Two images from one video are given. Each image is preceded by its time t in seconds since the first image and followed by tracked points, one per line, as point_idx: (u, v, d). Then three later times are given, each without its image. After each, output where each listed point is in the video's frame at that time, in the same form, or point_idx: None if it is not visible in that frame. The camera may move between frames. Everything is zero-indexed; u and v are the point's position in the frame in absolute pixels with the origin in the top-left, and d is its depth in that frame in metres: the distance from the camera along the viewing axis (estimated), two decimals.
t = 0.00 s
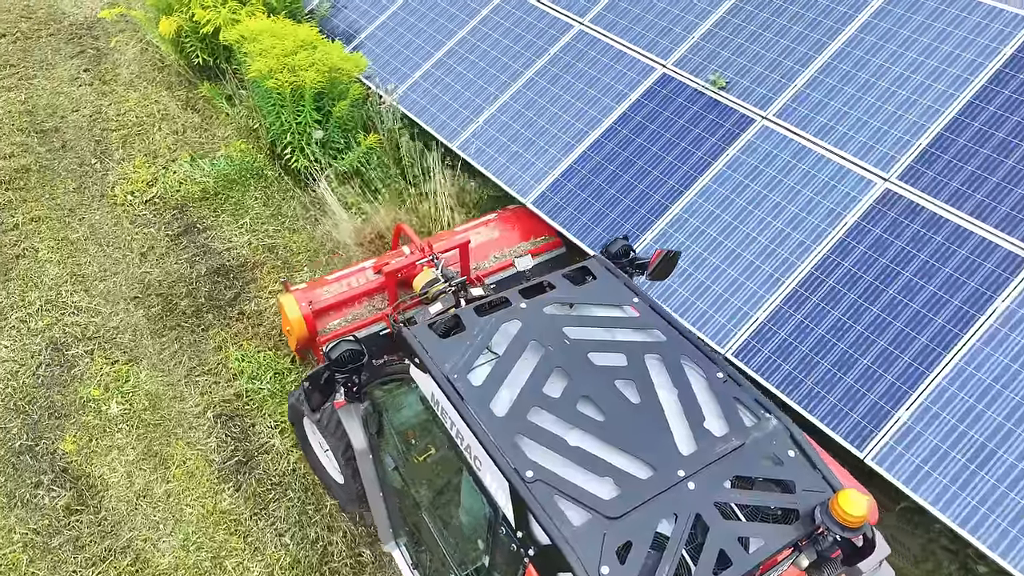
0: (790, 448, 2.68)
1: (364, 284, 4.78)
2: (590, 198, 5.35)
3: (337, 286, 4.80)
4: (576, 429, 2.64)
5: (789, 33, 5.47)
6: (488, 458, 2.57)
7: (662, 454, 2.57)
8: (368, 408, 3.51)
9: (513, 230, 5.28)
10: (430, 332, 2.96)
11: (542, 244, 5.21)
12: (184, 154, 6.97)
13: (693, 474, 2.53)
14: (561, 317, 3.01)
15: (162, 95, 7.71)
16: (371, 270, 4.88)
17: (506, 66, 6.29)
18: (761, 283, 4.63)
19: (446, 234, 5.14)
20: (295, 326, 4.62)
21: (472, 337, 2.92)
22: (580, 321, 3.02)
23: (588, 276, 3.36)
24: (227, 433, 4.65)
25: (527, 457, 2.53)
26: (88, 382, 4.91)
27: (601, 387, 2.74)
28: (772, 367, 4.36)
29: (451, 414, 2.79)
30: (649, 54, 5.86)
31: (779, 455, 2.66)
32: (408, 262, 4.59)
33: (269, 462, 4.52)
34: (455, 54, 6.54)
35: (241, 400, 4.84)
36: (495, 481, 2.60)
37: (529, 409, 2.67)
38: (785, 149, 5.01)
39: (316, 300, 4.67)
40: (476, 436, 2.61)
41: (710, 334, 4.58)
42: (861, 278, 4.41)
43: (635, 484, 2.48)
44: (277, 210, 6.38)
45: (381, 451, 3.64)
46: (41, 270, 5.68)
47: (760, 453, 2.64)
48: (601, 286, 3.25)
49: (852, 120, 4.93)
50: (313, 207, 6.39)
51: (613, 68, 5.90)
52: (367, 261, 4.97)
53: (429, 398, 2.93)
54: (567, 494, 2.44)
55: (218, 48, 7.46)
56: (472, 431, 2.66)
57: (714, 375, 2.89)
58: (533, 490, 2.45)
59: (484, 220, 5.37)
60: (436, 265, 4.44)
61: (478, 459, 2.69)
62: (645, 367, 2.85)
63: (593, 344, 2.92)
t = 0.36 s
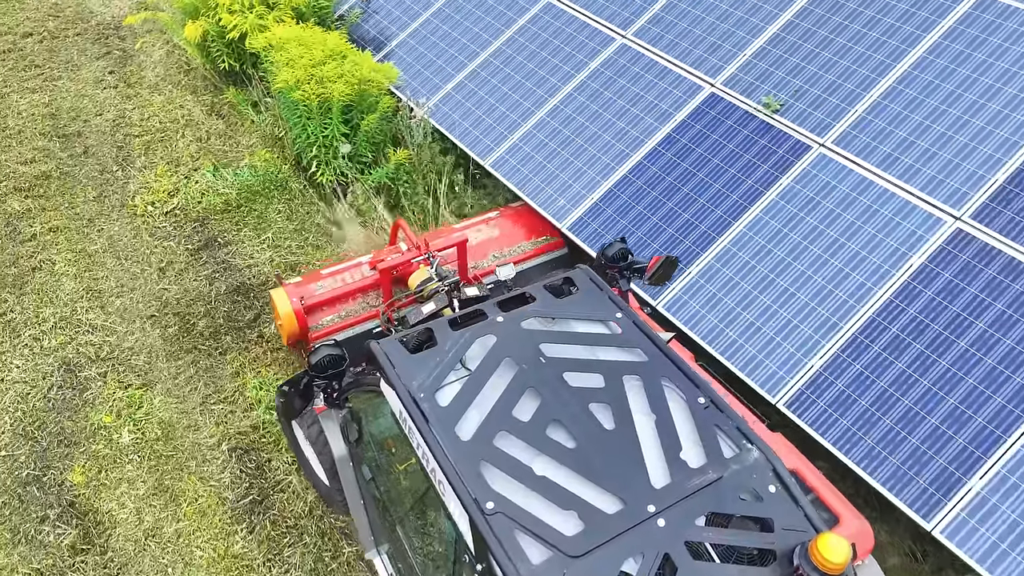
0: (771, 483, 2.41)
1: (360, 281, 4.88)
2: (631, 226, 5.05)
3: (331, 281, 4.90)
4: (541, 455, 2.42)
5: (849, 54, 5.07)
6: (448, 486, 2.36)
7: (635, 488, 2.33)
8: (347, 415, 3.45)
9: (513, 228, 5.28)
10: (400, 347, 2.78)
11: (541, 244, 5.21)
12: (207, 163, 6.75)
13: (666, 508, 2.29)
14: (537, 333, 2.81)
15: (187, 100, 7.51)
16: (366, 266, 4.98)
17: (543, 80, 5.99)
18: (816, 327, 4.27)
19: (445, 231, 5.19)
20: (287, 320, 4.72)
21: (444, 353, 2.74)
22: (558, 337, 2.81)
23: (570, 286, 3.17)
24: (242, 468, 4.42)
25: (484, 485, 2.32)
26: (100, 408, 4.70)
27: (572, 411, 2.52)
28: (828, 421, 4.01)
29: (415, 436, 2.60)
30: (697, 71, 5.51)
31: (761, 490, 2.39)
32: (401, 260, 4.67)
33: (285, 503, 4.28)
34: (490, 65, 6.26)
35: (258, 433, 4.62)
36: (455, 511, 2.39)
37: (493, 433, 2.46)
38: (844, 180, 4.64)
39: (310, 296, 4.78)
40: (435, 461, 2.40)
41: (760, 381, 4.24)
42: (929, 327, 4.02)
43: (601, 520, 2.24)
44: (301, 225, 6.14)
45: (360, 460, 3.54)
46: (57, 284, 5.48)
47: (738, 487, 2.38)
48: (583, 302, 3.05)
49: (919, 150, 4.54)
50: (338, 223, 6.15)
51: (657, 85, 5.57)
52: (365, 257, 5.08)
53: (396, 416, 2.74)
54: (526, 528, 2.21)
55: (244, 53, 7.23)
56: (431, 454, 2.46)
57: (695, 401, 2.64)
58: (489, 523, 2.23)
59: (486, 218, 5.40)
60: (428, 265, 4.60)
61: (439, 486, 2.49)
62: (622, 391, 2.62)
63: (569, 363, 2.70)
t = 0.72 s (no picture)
0: (763, 508, 2.32)
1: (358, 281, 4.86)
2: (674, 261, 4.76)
3: (329, 281, 4.90)
4: (521, 470, 2.35)
5: (915, 79, 4.66)
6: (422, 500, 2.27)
7: (616, 508, 2.25)
8: (332, 418, 3.42)
9: (517, 231, 5.21)
10: (380, 353, 2.71)
11: (544, 248, 5.16)
12: (227, 174, 6.52)
13: (648, 531, 2.21)
14: (525, 340, 2.74)
15: (210, 106, 7.28)
16: (365, 266, 4.96)
17: (580, 97, 5.67)
18: (876, 382, 3.90)
19: (446, 232, 5.15)
20: (284, 320, 4.71)
21: (427, 358, 2.68)
22: (547, 346, 2.72)
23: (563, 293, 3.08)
24: (254, 511, 4.18)
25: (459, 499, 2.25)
26: (109, 440, 4.48)
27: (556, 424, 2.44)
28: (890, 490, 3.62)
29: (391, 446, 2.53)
30: (746, 92, 5.15)
31: (751, 514, 2.31)
32: (399, 261, 4.60)
33: (299, 553, 4.04)
34: (525, 81, 5.96)
35: (273, 473, 4.38)
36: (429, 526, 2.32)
37: (473, 445, 2.38)
38: (909, 220, 4.26)
39: (307, 296, 4.77)
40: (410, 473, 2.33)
41: (814, 440, 3.89)
42: (1008, 390, 3.59)
43: (579, 541, 2.17)
44: (323, 244, 5.89)
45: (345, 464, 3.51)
46: (70, 303, 5.27)
47: (727, 511, 2.29)
48: (574, 307, 2.96)
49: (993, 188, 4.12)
50: (362, 243, 5.89)
51: (703, 107, 5.22)
52: (364, 256, 5.05)
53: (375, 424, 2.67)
54: (500, 548, 2.14)
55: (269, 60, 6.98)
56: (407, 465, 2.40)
57: (687, 418, 2.55)
58: (462, 541, 2.15)
59: (490, 219, 5.34)
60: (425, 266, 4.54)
61: (414, 498, 2.42)
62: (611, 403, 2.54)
63: (555, 374, 2.62)
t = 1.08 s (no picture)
0: (747, 553, 2.31)
1: (357, 282, 4.85)
2: (722, 304, 4.44)
3: (328, 281, 4.87)
4: (495, 503, 2.40)
5: (993, 112, 4.24)
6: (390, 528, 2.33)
7: (586, 547, 2.28)
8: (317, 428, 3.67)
9: (522, 234, 5.16)
10: (358, 370, 2.81)
11: (548, 252, 5.13)
12: (248, 190, 6.26)
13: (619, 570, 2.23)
14: (507, 362, 2.81)
15: (233, 116, 7.03)
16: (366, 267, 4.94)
17: (621, 120, 5.34)
18: (950, 455, 3.51)
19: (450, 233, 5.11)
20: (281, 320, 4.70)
21: (405, 378, 2.78)
22: (530, 368, 2.80)
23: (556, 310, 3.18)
24: (266, 565, 3.93)
25: (430, 531, 2.30)
26: (115, 480, 4.25)
27: (534, 455, 2.50)
28: None
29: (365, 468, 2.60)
30: (803, 121, 4.77)
31: (734, 558, 2.30)
32: (400, 264, 4.63)
33: None
34: (562, 102, 5.64)
35: (285, 523, 4.10)
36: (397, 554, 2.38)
37: (447, 473, 2.45)
38: (988, 272, 3.85)
39: (305, 296, 4.76)
40: (380, 500, 2.40)
41: (877, 516, 3.52)
42: None
43: None
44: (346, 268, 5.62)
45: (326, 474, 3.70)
46: (81, 327, 5.04)
47: (706, 553, 2.30)
48: (561, 327, 3.03)
49: None
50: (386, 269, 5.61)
51: (755, 137, 4.86)
52: (365, 255, 5.02)
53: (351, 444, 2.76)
54: None
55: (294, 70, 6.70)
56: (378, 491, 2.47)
57: (674, 451, 2.57)
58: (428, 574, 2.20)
59: (495, 220, 5.28)
60: (426, 269, 4.57)
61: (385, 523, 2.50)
62: (590, 433, 2.58)
63: (535, 402, 2.67)
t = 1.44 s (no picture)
0: None
1: (360, 283, 4.74)
2: (776, 359, 4.03)
3: (332, 281, 4.79)
4: (468, 529, 2.17)
5: None
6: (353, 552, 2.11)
7: None
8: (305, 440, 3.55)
9: (530, 242, 5.13)
10: (336, 383, 2.58)
11: (557, 262, 5.06)
12: (269, 209, 5.98)
13: None
14: (494, 377, 2.57)
15: (256, 127, 6.77)
16: (371, 269, 4.87)
17: (667, 149, 4.99)
18: None
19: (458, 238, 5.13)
20: (281, 320, 4.59)
21: (385, 391, 2.54)
22: (518, 385, 2.56)
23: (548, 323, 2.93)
24: None
25: (394, 558, 2.07)
26: (118, 529, 4.00)
27: (513, 477, 2.26)
28: None
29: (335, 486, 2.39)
30: (867, 157, 4.37)
31: None
32: (405, 266, 4.55)
33: None
34: (602, 127, 5.31)
35: None
36: None
37: (419, 494, 2.21)
38: None
39: (307, 296, 4.66)
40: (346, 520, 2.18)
41: None
42: None
43: None
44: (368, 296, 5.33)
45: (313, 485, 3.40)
46: (90, 355, 4.79)
47: None
48: (554, 341, 2.77)
49: None
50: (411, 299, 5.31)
51: (814, 173, 4.46)
52: (372, 257, 4.95)
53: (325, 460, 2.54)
54: None
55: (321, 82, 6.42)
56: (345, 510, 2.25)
57: (665, 479, 2.33)
58: None
59: (505, 228, 5.25)
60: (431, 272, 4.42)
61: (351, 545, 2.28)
62: (577, 456, 2.34)
63: (520, 419, 2.43)
